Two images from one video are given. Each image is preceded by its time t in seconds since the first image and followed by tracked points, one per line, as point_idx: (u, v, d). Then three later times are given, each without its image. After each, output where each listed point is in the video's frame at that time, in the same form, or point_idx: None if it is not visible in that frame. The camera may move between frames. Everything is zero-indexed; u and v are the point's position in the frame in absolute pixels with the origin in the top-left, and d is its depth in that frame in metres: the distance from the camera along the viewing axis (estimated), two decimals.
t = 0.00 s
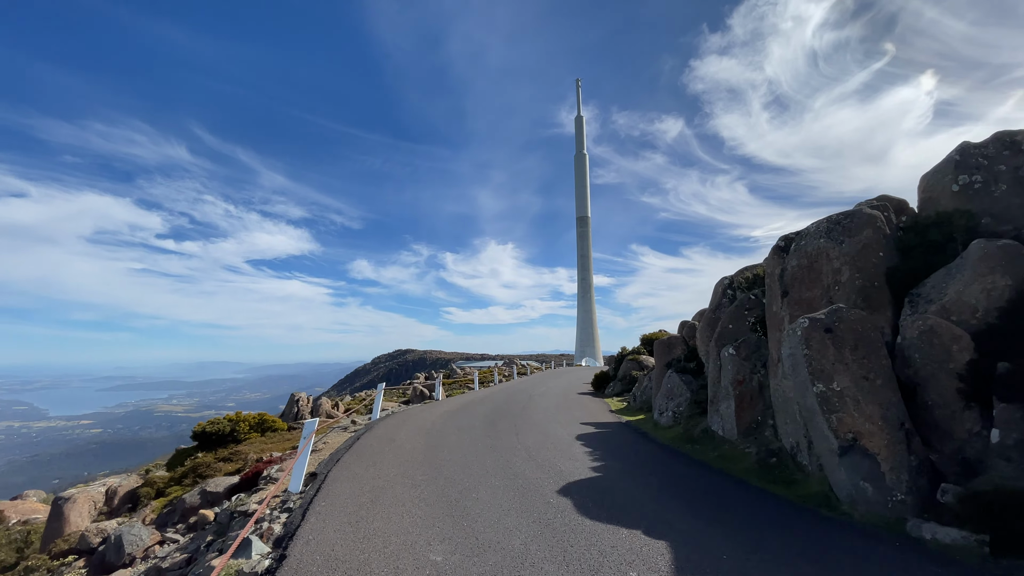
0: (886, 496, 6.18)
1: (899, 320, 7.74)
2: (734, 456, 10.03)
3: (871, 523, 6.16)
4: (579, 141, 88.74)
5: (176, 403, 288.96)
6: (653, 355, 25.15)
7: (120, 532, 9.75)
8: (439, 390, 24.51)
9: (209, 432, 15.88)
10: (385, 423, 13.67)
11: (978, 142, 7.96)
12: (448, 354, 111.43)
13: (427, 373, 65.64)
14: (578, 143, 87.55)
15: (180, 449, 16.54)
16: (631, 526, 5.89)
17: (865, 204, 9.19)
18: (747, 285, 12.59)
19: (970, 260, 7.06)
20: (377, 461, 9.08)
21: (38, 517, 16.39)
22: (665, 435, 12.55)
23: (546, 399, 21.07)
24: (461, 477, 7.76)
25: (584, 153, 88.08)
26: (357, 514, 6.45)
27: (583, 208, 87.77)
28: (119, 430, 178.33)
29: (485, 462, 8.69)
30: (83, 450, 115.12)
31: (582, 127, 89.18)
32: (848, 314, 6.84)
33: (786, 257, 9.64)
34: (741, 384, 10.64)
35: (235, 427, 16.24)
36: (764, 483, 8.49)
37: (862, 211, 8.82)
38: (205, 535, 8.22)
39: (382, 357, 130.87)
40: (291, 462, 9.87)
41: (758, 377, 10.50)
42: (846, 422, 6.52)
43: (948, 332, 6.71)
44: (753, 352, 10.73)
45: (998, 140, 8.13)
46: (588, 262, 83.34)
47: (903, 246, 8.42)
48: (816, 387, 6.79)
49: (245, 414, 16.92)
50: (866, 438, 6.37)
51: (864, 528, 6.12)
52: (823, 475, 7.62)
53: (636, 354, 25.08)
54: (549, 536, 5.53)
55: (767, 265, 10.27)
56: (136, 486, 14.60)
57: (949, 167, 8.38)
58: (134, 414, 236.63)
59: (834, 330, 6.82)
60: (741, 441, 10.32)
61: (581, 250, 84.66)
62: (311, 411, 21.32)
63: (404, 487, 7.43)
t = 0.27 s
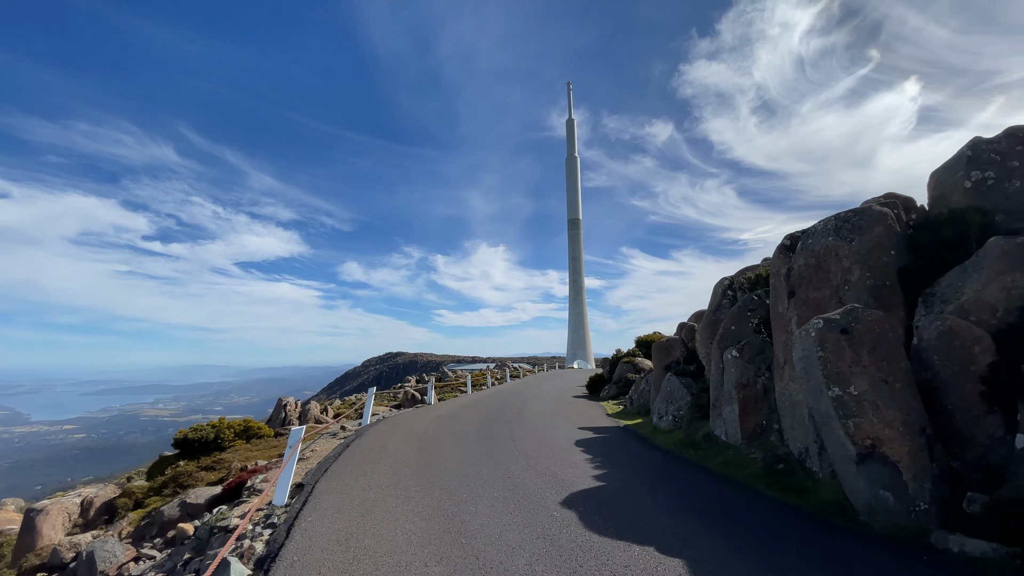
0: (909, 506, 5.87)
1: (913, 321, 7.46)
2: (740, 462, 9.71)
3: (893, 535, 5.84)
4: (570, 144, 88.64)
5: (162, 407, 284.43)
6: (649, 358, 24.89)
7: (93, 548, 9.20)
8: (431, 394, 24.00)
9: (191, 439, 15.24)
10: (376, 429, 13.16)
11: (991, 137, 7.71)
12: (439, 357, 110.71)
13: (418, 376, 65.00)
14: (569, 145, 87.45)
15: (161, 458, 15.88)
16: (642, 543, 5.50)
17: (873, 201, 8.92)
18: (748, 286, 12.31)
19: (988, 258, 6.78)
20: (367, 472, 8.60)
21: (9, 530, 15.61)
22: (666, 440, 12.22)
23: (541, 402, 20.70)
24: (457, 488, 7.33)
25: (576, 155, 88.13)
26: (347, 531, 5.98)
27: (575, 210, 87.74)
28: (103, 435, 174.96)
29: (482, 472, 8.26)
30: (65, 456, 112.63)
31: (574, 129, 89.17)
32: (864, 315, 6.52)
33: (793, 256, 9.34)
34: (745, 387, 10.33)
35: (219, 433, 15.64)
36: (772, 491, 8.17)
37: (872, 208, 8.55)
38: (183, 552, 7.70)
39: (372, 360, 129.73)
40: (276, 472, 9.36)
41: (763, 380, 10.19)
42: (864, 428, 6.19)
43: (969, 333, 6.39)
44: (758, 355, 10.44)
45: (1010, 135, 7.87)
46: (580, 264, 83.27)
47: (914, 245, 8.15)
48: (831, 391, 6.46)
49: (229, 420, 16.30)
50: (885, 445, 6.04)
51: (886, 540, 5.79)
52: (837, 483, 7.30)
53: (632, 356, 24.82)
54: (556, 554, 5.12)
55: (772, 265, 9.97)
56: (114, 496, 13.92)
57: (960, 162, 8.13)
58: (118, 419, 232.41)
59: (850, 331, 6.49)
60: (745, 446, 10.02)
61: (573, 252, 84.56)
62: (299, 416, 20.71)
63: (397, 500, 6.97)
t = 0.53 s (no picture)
0: (924, 515, 5.59)
1: (920, 322, 7.24)
2: (740, 467, 9.45)
3: (908, 546, 5.56)
4: (559, 146, 88.64)
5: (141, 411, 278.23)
6: (640, 360, 24.71)
7: (55, 566, 8.64)
8: (419, 398, 23.47)
9: (166, 446, 14.58)
10: (363, 435, 12.66)
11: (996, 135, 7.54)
12: (427, 360, 109.87)
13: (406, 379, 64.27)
14: (557, 148, 87.41)
15: (134, 465, 15.19)
16: (648, 560, 5.14)
17: (876, 201, 8.74)
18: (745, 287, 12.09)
19: (997, 257, 6.56)
20: (353, 482, 8.13)
21: None
22: (662, 445, 11.94)
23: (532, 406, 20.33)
24: (450, 500, 6.90)
25: (564, 158, 88.32)
26: (331, 550, 5.52)
27: (563, 213, 87.78)
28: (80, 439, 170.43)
29: (475, 481, 7.86)
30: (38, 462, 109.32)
31: (561, 133, 89.34)
32: (875, 316, 6.27)
33: (794, 256, 9.11)
34: (744, 390, 10.08)
35: (196, 440, 15.01)
36: (775, 498, 7.91)
37: (875, 207, 8.34)
38: (152, 571, 7.19)
39: (359, 363, 128.31)
40: (255, 482, 8.86)
41: (762, 383, 9.95)
42: (876, 434, 5.92)
43: (981, 334, 6.07)
44: (757, 357, 10.19)
45: (1014, 133, 7.72)
46: (569, 267, 83.35)
47: (919, 245, 7.96)
48: (842, 395, 6.20)
49: (208, 426, 15.67)
50: (899, 451, 5.77)
51: (901, 551, 5.51)
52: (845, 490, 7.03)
53: (623, 359, 24.60)
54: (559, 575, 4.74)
55: (772, 265, 9.74)
56: (83, 507, 13.23)
57: (964, 161, 7.96)
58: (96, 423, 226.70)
59: (862, 333, 6.24)
60: (745, 451, 9.79)
61: (562, 254, 84.59)
62: (282, 421, 20.08)
63: (385, 513, 6.53)
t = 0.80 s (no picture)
0: (941, 524, 5.35)
1: (927, 323, 7.02)
2: (738, 471, 9.19)
3: (925, 556, 5.31)
4: (546, 147, 88.68)
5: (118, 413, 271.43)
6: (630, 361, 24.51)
7: None
8: (405, 399, 22.92)
9: (139, 450, 13.88)
10: (346, 438, 12.13)
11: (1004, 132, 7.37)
12: (412, 360, 108.85)
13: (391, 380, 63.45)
14: (544, 149, 87.41)
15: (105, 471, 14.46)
16: None
17: (879, 198, 8.54)
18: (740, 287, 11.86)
19: (1009, 255, 6.36)
20: (335, 491, 7.63)
21: None
22: (657, 448, 11.64)
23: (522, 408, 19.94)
24: (440, 511, 6.47)
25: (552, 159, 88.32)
26: (311, 568, 5.05)
27: (551, 213, 87.69)
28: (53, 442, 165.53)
29: (467, 489, 7.43)
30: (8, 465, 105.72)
31: (549, 134, 89.33)
32: (887, 315, 6.03)
33: (795, 255, 8.88)
34: (742, 392, 9.85)
35: (171, 444, 14.33)
36: (777, 504, 7.65)
37: (879, 204, 8.14)
38: None
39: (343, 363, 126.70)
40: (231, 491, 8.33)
41: (760, 385, 9.72)
42: (889, 439, 5.70)
43: (996, 335, 5.80)
44: (755, 358, 9.95)
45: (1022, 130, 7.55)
46: (556, 268, 83.34)
47: (924, 243, 7.77)
48: (852, 398, 5.96)
49: (183, 429, 15.00)
50: (914, 457, 5.55)
51: (917, 562, 5.25)
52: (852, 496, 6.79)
53: (613, 359, 24.36)
54: None
55: (771, 264, 9.51)
56: (48, 516, 12.51)
57: (970, 158, 7.78)
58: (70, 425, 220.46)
59: (874, 333, 5.98)
60: (743, 455, 9.54)
61: (549, 255, 84.50)
62: (263, 424, 19.39)
63: (370, 525, 6.07)
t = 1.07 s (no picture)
0: (961, 534, 5.12)
1: (935, 321, 6.82)
2: (737, 474, 8.93)
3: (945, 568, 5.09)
4: (534, 146, 88.34)
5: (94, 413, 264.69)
6: (619, 360, 24.25)
7: None
8: (391, 400, 22.34)
9: (109, 455, 13.17)
10: (329, 442, 11.59)
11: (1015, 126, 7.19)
12: (398, 360, 107.85)
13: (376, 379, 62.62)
14: (532, 148, 87.27)
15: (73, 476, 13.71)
16: None
17: (882, 194, 8.33)
18: (734, 285, 11.60)
19: None
20: (317, 500, 7.15)
21: None
22: (651, 450, 11.34)
23: (510, 408, 19.54)
24: (430, 522, 6.05)
25: (539, 159, 88.15)
26: None
27: (538, 212, 87.46)
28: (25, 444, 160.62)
29: (458, 498, 7.02)
30: None
31: (536, 133, 89.11)
32: (900, 314, 5.77)
33: (795, 251, 8.64)
34: (740, 393, 9.58)
35: (144, 447, 13.65)
36: (781, 509, 7.41)
37: (883, 200, 7.93)
38: None
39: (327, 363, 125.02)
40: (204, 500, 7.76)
41: (758, 386, 9.45)
42: (904, 443, 5.45)
43: (1014, 335, 5.57)
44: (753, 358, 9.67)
45: None
46: (543, 267, 83.16)
47: (930, 240, 7.57)
48: (864, 400, 5.70)
49: (158, 431, 14.31)
50: (930, 462, 5.31)
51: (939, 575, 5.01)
52: (860, 502, 6.55)
53: (602, 359, 24.10)
54: None
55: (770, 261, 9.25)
56: (11, 524, 11.75)
57: (977, 152, 7.60)
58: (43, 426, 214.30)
59: (887, 332, 5.71)
60: (741, 458, 9.27)
61: (536, 254, 84.30)
62: (242, 426, 18.67)
63: (355, 538, 5.62)
